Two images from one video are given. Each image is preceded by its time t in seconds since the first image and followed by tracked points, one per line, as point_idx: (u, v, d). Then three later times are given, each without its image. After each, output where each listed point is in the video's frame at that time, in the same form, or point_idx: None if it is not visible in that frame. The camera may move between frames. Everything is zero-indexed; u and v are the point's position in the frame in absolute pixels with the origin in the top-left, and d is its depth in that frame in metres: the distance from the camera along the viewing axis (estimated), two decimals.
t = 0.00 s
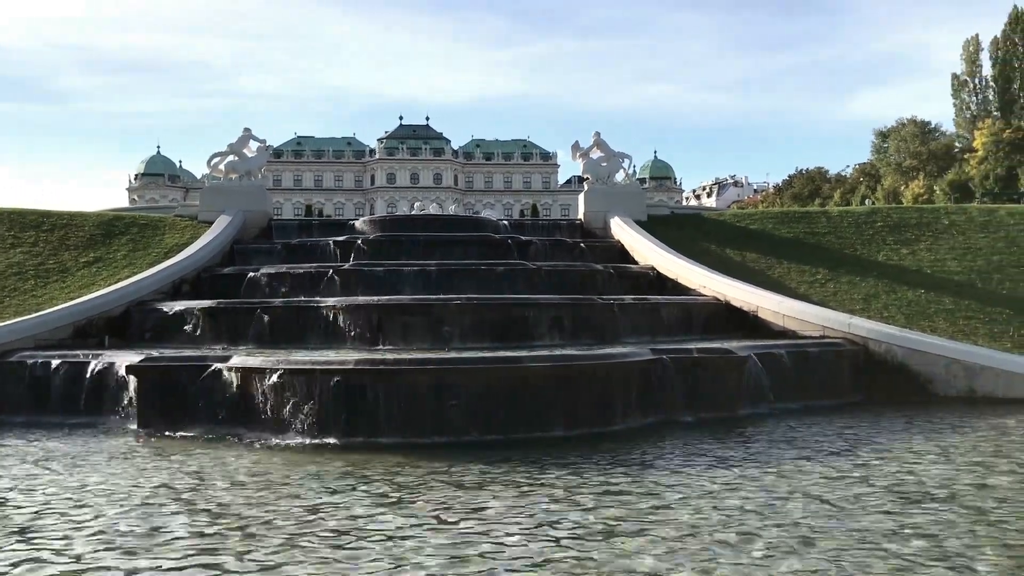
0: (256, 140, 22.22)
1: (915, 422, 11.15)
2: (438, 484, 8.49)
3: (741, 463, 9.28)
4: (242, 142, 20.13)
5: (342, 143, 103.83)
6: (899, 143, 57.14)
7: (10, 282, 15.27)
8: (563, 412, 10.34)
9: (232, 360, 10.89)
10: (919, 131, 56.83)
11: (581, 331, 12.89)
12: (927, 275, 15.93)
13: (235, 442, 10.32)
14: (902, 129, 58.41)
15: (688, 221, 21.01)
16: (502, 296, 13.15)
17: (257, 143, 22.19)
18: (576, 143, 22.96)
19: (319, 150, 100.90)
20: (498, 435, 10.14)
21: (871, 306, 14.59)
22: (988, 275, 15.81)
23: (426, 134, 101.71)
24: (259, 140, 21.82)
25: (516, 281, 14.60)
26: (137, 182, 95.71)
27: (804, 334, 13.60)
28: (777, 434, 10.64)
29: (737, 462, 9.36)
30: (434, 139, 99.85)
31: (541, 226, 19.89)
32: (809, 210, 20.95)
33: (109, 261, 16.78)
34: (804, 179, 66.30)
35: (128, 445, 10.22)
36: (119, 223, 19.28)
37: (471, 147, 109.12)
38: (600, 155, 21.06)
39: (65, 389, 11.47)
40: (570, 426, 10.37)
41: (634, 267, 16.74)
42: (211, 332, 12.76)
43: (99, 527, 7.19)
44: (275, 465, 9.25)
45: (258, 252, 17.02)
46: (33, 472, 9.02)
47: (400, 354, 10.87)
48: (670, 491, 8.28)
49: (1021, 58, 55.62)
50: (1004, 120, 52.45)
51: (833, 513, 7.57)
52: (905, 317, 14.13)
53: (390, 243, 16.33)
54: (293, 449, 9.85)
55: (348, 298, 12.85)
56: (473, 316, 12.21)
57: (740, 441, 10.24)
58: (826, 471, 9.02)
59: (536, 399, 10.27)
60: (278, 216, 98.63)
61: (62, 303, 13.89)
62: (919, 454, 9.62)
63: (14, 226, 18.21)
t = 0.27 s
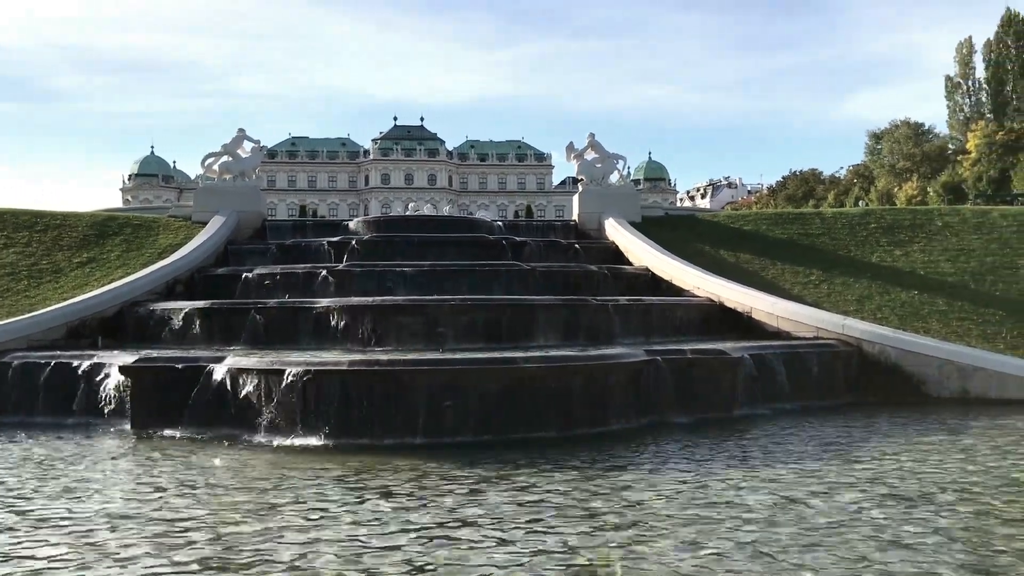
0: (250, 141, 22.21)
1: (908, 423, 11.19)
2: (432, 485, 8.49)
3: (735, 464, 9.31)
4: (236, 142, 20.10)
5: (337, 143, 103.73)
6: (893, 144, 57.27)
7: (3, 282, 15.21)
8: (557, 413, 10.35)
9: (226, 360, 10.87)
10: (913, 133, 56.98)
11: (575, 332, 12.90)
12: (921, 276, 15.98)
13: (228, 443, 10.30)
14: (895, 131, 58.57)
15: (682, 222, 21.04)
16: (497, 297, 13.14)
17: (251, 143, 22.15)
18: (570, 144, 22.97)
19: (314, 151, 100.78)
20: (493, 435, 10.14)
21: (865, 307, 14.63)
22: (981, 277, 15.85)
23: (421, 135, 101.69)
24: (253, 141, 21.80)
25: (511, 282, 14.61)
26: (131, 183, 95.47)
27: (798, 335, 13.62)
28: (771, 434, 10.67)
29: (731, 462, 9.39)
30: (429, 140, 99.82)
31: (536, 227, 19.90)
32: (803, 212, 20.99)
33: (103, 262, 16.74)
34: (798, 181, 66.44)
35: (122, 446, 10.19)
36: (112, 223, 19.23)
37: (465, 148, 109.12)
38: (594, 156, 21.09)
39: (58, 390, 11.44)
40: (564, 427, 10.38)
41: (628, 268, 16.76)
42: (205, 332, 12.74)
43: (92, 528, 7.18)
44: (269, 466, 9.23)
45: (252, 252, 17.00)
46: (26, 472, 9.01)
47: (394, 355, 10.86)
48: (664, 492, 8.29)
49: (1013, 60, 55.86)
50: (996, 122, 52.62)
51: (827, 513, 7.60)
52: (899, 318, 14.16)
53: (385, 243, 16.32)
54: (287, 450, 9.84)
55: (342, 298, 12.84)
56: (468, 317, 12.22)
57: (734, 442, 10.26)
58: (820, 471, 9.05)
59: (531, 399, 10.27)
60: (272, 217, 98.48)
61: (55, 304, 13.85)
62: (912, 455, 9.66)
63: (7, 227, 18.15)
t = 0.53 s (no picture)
0: (244, 142, 22.20)
1: (902, 424, 11.21)
2: (426, 486, 8.49)
3: (729, 465, 9.33)
4: (230, 143, 20.08)
5: (331, 145, 103.64)
6: (887, 146, 57.40)
7: None
8: (551, 415, 10.36)
9: (220, 361, 10.86)
10: (906, 135, 57.12)
11: (570, 333, 12.90)
12: (914, 278, 16.01)
13: (222, 444, 10.29)
14: (889, 133, 58.72)
15: (677, 223, 21.06)
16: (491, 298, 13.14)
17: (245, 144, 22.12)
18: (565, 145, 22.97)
19: (308, 152, 100.69)
20: (487, 437, 10.15)
21: (859, 308, 14.66)
22: (974, 278, 15.90)
23: (415, 136, 101.66)
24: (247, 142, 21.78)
25: (505, 284, 14.61)
26: (125, 183, 95.30)
27: (792, 337, 13.65)
28: (765, 435, 10.69)
29: (724, 463, 9.41)
30: (423, 141, 99.81)
31: (530, 228, 19.90)
32: (797, 213, 21.03)
33: (96, 263, 16.70)
34: (792, 183, 66.56)
35: (115, 448, 10.18)
36: (106, 224, 19.19)
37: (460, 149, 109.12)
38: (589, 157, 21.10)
39: (51, 392, 11.41)
40: (558, 429, 10.38)
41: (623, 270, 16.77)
42: (199, 334, 12.71)
43: (85, 529, 7.17)
44: (263, 467, 9.23)
45: (246, 254, 16.97)
46: (20, 474, 8.99)
47: (388, 357, 10.86)
48: (657, 492, 8.31)
49: (1006, 62, 56.16)
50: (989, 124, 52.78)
51: (820, 514, 7.63)
52: (892, 320, 14.20)
53: (379, 244, 16.31)
54: (281, 451, 9.83)
55: (336, 300, 12.83)
56: (462, 318, 12.21)
57: (728, 443, 10.28)
58: (813, 472, 9.08)
59: (525, 401, 10.28)
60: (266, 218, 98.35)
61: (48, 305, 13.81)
62: (905, 456, 9.69)
63: None
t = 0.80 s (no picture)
0: (239, 143, 22.18)
1: (896, 425, 11.24)
2: (420, 487, 8.50)
3: (723, 466, 9.35)
4: (225, 144, 20.06)
5: (326, 145, 103.57)
6: (880, 147, 57.57)
7: None
8: (546, 416, 10.36)
9: (215, 362, 10.83)
10: (900, 136, 57.21)
11: (565, 334, 12.90)
12: (909, 279, 16.06)
13: (217, 446, 10.27)
14: (882, 134, 58.89)
15: (672, 224, 21.07)
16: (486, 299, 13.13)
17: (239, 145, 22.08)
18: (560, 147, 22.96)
19: (303, 153, 100.58)
20: (482, 438, 10.15)
21: (853, 309, 14.69)
22: (968, 279, 15.95)
23: (410, 136, 101.62)
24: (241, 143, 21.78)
25: (500, 285, 14.61)
26: (118, 184, 95.12)
27: (787, 338, 13.66)
28: (759, 436, 10.72)
29: (719, 464, 9.42)
30: (418, 142, 99.78)
31: (525, 229, 19.91)
32: (792, 214, 21.06)
33: (91, 264, 16.67)
34: (786, 184, 66.73)
35: (109, 449, 10.16)
36: (100, 225, 19.14)
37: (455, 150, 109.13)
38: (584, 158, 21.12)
39: (46, 393, 11.39)
40: (553, 430, 10.39)
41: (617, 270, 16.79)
42: (193, 335, 12.69)
43: (79, 530, 7.16)
44: (257, 468, 9.22)
45: (240, 255, 16.94)
46: (14, 475, 8.96)
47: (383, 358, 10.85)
48: (652, 493, 8.32)
49: (1000, 65, 56.63)
50: (982, 126, 52.93)
51: (814, 514, 7.66)
52: (886, 320, 14.24)
53: (374, 245, 16.29)
54: (275, 452, 9.82)
55: (331, 301, 12.82)
56: (457, 319, 12.21)
57: (722, 444, 10.30)
58: (808, 472, 9.10)
59: (521, 402, 10.28)
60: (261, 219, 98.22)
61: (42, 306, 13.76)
62: (899, 457, 9.72)
63: None
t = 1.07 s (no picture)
0: (234, 143, 22.16)
1: (891, 425, 11.26)
2: (416, 487, 8.49)
3: (719, 466, 9.35)
4: (220, 144, 20.03)
5: (322, 146, 103.48)
6: (876, 148, 57.65)
7: None
8: (542, 416, 10.35)
9: (210, 363, 10.81)
10: (895, 137, 57.25)
11: (561, 334, 12.89)
12: (904, 279, 16.07)
13: (212, 446, 10.26)
14: (878, 135, 58.98)
15: (668, 225, 21.09)
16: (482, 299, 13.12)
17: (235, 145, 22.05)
18: (556, 147, 22.96)
19: (299, 153, 100.49)
20: (478, 438, 10.14)
21: (849, 309, 14.70)
22: (963, 279, 15.98)
23: (407, 137, 101.59)
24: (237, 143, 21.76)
25: (496, 285, 14.61)
26: (114, 184, 94.95)
27: (783, 338, 13.67)
28: (755, 436, 10.73)
29: (715, 464, 9.43)
30: (414, 142, 99.77)
31: (522, 229, 19.91)
32: (787, 214, 21.08)
33: (86, 264, 16.64)
34: (782, 184, 66.81)
35: (104, 450, 10.14)
36: (95, 225, 19.11)
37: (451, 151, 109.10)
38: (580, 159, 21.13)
39: (40, 394, 11.36)
40: (549, 430, 10.38)
41: (613, 271, 16.79)
42: (189, 335, 12.67)
43: (74, 531, 7.14)
44: (253, 469, 9.20)
45: (236, 255, 16.92)
46: (9, 476, 8.94)
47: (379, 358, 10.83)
48: (647, 493, 8.32)
49: (994, 65, 56.77)
50: (977, 126, 53.05)
51: (810, 514, 7.66)
52: (882, 320, 14.26)
53: (370, 246, 16.28)
54: (271, 453, 9.81)
55: (327, 301, 12.81)
56: (453, 319, 12.20)
57: (718, 444, 10.31)
58: (803, 472, 9.11)
59: (517, 403, 10.27)
60: (256, 219, 98.09)
61: (37, 307, 13.73)
62: (894, 457, 9.73)
63: None
